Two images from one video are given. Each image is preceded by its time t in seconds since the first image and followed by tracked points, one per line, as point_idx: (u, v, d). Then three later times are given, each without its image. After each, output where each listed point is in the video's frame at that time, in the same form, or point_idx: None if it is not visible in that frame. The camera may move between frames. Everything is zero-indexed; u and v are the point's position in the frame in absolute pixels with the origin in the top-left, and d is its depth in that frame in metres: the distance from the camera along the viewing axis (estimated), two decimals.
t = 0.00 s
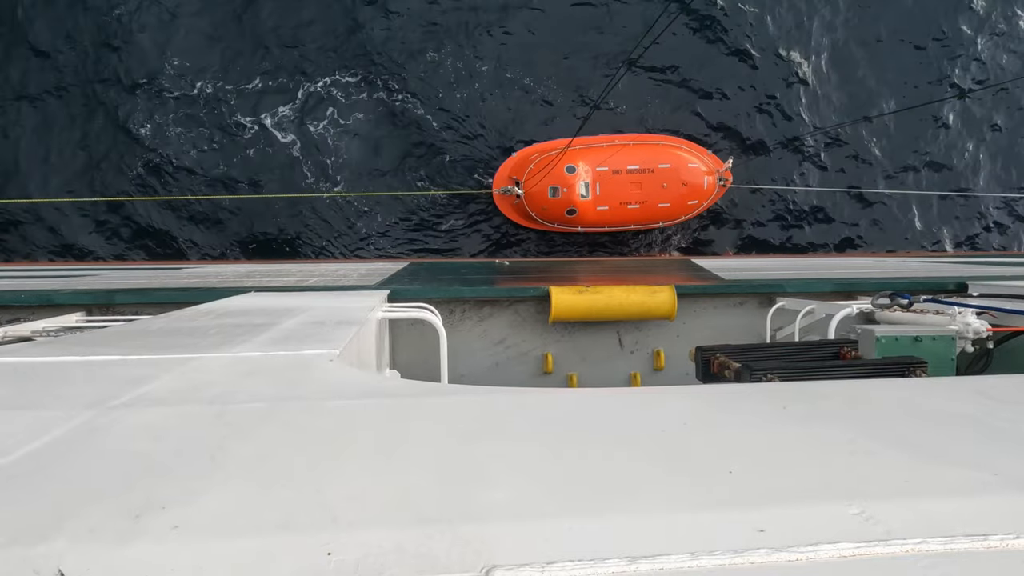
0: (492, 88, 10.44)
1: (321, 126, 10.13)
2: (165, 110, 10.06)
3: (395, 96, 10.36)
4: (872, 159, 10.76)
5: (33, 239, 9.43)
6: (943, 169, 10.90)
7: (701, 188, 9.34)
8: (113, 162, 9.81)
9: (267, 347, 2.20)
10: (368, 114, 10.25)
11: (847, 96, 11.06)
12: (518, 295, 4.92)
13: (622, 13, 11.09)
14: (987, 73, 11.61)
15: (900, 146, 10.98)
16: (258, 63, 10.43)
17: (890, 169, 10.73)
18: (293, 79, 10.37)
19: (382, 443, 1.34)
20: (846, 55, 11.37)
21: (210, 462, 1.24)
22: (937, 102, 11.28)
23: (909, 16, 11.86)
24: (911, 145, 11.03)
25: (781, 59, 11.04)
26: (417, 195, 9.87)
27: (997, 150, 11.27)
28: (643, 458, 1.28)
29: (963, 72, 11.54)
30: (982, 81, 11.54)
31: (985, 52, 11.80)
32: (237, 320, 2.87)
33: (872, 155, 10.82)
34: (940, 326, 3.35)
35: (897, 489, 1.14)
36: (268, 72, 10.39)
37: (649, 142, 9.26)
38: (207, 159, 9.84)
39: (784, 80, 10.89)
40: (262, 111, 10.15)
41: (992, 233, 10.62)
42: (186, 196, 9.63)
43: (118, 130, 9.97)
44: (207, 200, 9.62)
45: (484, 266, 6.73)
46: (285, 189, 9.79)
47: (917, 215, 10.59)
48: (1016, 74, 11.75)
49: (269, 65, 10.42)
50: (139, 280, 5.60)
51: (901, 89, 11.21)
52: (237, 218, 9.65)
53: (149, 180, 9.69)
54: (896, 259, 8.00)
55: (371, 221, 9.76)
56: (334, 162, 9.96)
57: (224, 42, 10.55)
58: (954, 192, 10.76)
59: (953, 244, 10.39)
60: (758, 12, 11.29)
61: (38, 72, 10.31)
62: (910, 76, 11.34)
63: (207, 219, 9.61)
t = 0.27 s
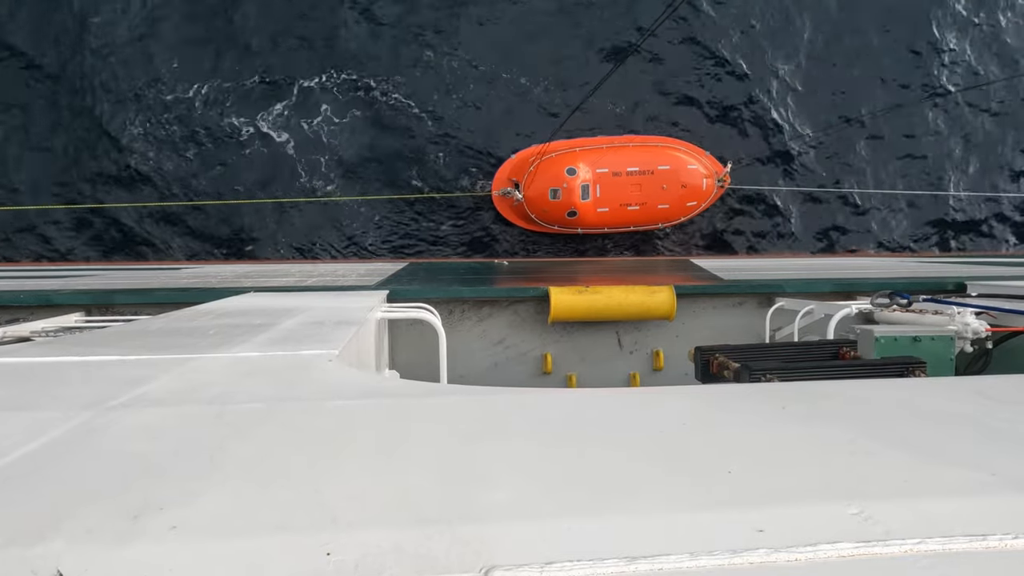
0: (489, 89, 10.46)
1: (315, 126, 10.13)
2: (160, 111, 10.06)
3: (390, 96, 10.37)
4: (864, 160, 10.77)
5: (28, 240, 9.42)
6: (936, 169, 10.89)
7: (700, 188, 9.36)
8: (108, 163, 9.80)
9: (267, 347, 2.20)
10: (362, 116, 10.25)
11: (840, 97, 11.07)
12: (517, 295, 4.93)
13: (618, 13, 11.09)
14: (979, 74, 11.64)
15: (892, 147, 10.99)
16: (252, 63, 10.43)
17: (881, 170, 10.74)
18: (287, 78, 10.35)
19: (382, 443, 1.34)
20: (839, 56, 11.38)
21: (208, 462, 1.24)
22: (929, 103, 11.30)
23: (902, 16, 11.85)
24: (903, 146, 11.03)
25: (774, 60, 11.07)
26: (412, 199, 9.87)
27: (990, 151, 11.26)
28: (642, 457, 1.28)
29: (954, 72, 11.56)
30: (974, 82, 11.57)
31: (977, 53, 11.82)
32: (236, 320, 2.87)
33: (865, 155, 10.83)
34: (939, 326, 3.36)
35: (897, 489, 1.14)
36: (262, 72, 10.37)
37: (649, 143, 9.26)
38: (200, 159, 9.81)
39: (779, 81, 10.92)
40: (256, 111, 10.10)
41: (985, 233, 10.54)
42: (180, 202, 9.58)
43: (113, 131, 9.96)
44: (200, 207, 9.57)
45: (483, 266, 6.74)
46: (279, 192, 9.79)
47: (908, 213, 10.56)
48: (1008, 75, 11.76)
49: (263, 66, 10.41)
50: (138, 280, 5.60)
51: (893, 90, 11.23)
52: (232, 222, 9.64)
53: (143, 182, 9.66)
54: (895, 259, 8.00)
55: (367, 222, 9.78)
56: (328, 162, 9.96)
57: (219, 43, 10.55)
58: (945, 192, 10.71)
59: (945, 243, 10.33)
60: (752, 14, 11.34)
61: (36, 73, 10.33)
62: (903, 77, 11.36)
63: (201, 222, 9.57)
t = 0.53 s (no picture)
0: (487, 87, 10.43)
1: (309, 124, 10.14)
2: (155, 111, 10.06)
3: (386, 94, 10.36)
4: (860, 156, 10.67)
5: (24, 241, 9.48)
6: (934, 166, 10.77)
7: (700, 187, 9.36)
8: (104, 163, 9.83)
9: (267, 346, 2.20)
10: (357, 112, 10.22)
11: (840, 92, 10.95)
12: (517, 294, 4.92)
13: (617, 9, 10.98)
14: (979, 70, 11.49)
15: (891, 143, 10.87)
16: (247, 61, 10.39)
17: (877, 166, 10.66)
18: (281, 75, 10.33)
19: (383, 442, 1.34)
20: (840, 49, 11.22)
21: (208, 462, 1.24)
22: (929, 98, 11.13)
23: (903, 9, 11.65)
24: (903, 141, 10.87)
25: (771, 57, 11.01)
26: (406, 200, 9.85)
27: (991, 147, 11.08)
28: (642, 457, 1.28)
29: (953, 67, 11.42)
30: (971, 77, 11.41)
31: (979, 48, 11.64)
32: (236, 320, 2.86)
33: (863, 150, 10.72)
34: (940, 324, 3.35)
35: (896, 487, 1.15)
36: (257, 70, 10.36)
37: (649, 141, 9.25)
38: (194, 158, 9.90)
39: (775, 79, 10.88)
40: (252, 110, 10.18)
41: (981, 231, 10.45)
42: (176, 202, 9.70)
43: (109, 130, 9.99)
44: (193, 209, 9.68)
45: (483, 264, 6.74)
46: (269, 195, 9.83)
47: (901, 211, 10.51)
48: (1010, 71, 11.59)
49: (257, 63, 10.39)
50: (138, 280, 5.60)
51: (893, 85, 11.08)
52: (226, 223, 9.66)
53: (138, 183, 9.75)
54: (895, 258, 7.98)
55: (361, 222, 9.78)
56: (321, 161, 9.96)
57: (212, 39, 10.46)
58: (941, 188, 10.62)
59: (940, 241, 10.27)
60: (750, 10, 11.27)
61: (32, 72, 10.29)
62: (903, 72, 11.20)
63: (196, 222, 9.65)
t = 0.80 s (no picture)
0: (487, 86, 10.41)
1: (307, 120, 10.13)
2: (152, 109, 10.07)
3: (383, 92, 10.35)
4: (858, 154, 10.62)
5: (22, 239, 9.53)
6: (930, 165, 10.75)
7: (700, 187, 9.36)
8: (101, 161, 9.85)
9: (267, 346, 2.19)
10: (349, 111, 10.20)
11: (837, 89, 10.90)
12: (517, 294, 4.92)
13: (617, 5, 10.89)
14: (975, 70, 11.48)
15: (891, 142, 10.82)
16: (243, 58, 10.36)
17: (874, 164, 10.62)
18: (278, 73, 10.31)
19: (383, 441, 1.34)
20: (838, 46, 11.15)
21: (208, 462, 1.24)
22: (925, 97, 11.12)
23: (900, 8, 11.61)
24: (900, 139, 10.83)
25: (770, 54, 10.94)
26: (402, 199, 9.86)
27: (986, 147, 11.07)
28: (643, 457, 1.28)
29: (948, 67, 11.43)
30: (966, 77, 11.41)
31: (974, 48, 11.64)
32: (236, 319, 2.86)
33: (860, 148, 10.67)
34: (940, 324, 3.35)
35: (897, 487, 1.14)
36: (253, 67, 10.33)
37: (649, 141, 9.25)
38: (189, 155, 9.89)
39: (774, 77, 10.83)
40: (246, 106, 10.15)
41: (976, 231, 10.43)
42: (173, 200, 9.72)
43: (106, 129, 10.01)
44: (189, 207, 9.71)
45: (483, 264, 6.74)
46: (264, 194, 9.85)
47: (898, 210, 10.49)
48: (1005, 71, 11.59)
49: (254, 61, 10.36)
50: (138, 279, 5.59)
51: (889, 84, 11.06)
52: (223, 222, 9.70)
53: (135, 181, 9.76)
54: (896, 258, 7.97)
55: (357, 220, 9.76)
56: (318, 157, 9.98)
57: (209, 37, 10.43)
58: (935, 187, 10.62)
59: (935, 241, 10.25)
60: (750, 6, 11.20)
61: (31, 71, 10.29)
62: (900, 71, 11.18)
63: (193, 221, 9.67)
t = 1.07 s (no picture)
0: (486, 86, 10.43)
1: (296, 120, 10.12)
2: (149, 108, 10.08)
3: (381, 91, 10.36)
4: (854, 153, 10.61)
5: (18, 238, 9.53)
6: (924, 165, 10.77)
7: (701, 187, 9.35)
8: (99, 160, 9.87)
9: (267, 346, 2.19)
10: (337, 112, 10.23)
11: (832, 89, 10.91)
12: (518, 294, 4.92)
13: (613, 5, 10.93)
14: (966, 72, 11.54)
15: (887, 142, 10.81)
16: (241, 59, 10.41)
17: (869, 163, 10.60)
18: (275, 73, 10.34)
19: (384, 441, 1.34)
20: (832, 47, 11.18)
21: (208, 462, 1.24)
22: (917, 98, 11.19)
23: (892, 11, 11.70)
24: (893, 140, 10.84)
25: (767, 53, 10.91)
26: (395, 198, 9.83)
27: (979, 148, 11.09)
28: (643, 456, 1.28)
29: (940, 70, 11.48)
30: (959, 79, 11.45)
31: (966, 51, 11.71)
32: (236, 319, 2.86)
33: (856, 147, 10.66)
34: (940, 324, 3.36)
35: (897, 487, 1.15)
36: (251, 67, 10.37)
37: (650, 141, 9.24)
38: (186, 153, 9.91)
39: (772, 76, 10.80)
40: (239, 104, 10.17)
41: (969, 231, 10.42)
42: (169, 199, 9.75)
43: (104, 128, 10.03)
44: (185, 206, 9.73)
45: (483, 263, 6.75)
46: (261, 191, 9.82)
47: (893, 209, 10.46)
48: (996, 74, 11.67)
49: (251, 61, 10.41)
50: (137, 279, 5.58)
51: (882, 85, 11.11)
52: (218, 220, 9.70)
53: (132, 180, 9.78)
54: (898, 258, 7.95)
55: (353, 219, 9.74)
56: (312, 158, 9.99)
57: (208, 37, 10.48)
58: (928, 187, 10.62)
59: (928, 240, 10.24)
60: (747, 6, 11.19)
61: (30, 70, 10.32)
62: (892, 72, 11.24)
63: (190, 220, 9.68)
